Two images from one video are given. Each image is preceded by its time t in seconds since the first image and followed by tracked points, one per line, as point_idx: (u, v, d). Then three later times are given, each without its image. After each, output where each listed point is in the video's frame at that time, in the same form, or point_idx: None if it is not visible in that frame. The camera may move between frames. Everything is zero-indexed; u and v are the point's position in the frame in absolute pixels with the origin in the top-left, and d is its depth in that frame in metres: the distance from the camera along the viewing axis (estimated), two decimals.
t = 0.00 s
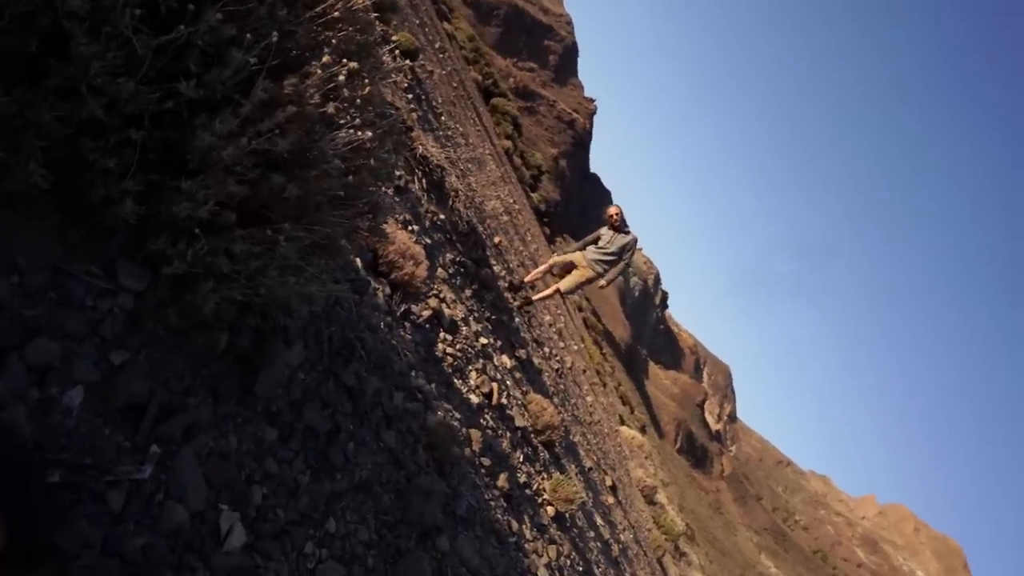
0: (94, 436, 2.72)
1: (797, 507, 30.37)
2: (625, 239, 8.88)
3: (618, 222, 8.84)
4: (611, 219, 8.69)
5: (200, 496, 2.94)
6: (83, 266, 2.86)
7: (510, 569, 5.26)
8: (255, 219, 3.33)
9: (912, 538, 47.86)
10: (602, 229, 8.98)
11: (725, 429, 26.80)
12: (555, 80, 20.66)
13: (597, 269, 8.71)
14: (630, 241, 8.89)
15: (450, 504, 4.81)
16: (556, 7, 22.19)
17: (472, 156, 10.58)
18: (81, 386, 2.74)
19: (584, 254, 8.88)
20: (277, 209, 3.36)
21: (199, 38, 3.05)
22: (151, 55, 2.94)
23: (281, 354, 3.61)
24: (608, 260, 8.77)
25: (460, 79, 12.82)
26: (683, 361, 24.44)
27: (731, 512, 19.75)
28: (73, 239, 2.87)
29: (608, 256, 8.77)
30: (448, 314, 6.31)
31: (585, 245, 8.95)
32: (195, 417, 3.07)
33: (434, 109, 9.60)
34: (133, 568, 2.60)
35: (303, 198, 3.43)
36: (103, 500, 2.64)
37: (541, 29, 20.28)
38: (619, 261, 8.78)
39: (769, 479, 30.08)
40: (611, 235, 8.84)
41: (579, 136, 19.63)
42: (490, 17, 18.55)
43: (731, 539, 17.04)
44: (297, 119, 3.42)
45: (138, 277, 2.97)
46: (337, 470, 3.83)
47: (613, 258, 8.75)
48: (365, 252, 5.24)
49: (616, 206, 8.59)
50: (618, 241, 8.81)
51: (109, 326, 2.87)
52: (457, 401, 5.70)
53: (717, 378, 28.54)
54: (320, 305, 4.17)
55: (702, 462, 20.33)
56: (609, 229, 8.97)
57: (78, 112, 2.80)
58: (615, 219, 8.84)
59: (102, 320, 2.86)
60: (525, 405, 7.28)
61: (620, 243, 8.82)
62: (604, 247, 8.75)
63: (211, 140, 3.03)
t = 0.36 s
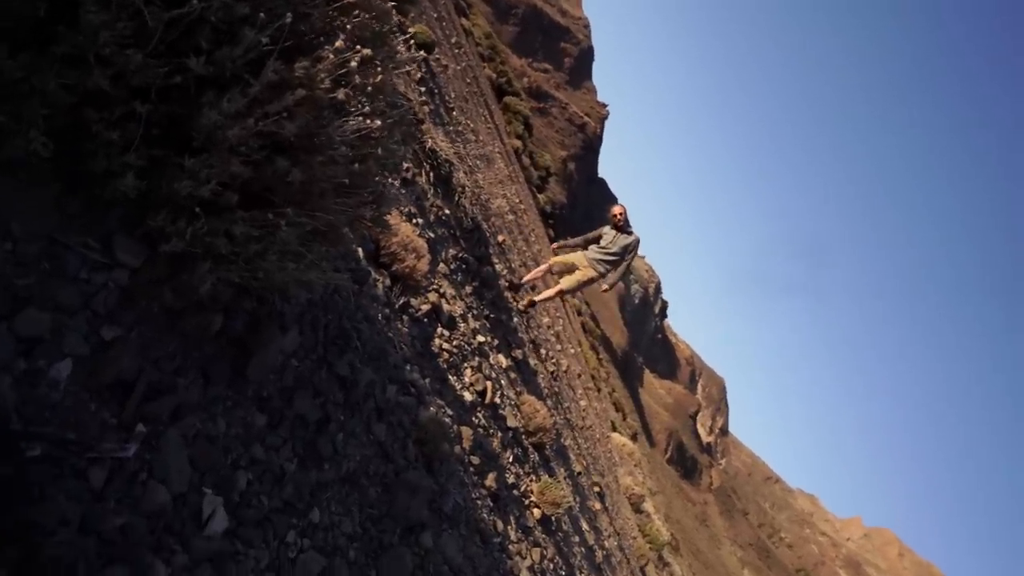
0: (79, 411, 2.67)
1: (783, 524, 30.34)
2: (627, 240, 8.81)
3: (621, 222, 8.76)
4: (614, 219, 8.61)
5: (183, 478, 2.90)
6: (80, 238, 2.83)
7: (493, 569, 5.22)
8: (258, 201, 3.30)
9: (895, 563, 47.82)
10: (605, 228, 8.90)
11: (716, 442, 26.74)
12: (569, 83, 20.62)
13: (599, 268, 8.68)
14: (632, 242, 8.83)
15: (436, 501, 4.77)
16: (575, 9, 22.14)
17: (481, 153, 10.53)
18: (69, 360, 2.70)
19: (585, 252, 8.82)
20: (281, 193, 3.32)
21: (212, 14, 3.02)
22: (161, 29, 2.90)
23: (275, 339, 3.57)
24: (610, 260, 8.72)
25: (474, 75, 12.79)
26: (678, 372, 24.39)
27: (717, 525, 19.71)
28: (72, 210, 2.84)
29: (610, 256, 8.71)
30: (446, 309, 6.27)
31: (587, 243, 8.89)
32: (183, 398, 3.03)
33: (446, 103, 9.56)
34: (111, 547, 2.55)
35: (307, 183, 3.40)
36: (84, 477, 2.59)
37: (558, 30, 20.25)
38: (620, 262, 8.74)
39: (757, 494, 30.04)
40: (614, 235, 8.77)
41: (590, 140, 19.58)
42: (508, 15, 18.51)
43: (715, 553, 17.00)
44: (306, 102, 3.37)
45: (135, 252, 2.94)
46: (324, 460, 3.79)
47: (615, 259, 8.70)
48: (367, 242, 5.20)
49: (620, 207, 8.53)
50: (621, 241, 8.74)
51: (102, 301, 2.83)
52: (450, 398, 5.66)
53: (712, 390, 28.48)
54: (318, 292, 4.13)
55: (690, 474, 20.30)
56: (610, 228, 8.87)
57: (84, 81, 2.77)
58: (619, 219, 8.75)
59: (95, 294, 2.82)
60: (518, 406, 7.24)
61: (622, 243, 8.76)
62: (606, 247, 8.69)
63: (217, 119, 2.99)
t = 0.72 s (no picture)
0: (67, 385, 2.63)
1: (768, 540, 30.27)
2: (632, 247, 8.77)
3: (627, 230, 8.70)
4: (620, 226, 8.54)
5: (167, 460, 2.86)
6: (79, 211, 2.79)
7: (475, 568, 5.18)
8: (262, 184, 3.26)
9: None
10: (610, 234, 8.85)
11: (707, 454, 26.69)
12: (582, 87, 20.58)
13: (603, 274, 8.64)
14: (637, 249, 8.78)
15: (423, 497, 4.73)
16: (593, 13, 22.08)
17: (490, 151, 10.49)
18: (59, 333, 2.66)
19: (589, 257, 8.77)
20: (285, 177, 3.29)
21: None
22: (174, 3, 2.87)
23: (271, 325, 3.54)
24: (614, 266, 8.68)
25: (488, 73, 12.75)
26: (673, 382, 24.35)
27: (702, 537, 19.67)
28: (72, 182, 2.80)
29: (614, 262, 8.66)
30: (446, 304, 6.24)
31: (591, 248, 8.85)
32: (173, 378, 3.00)
33: (458, 99, 9.52)
34: (90, 526, 2.52)
35: (313, 168, 3.36)
36: (66, 453, 2.55)
37: (574, 34, 20.21)
38: (624, 269, 8.69)
39: (744, 509, 29.98)
40: (618, 242, 8.70)
41: (600, 144, 19.53)
42: (526, 15, 18.44)
43: (699, 565, 16.96)
44: (316, 87, 3.35)
45: (134, 229, 2.89)
46: (313, 449, 3.76)
47: (618, 266, 8.65)
48: (371, 233, 5.16)
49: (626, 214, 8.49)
50: (625, 248, 8.68)
51: (97, 276, 2.79)
52: (444, 394, 5.62)
53: (706, 402, 28.42)
54: (317, 280, 4.10)
55: (678, 484, 20.25)
56: (616, 235, 8.83)
57: (93, 52, 2.72)
58: (625, 225, 8.69)
59: (91, 268, 2.78)
60: (511, 406, 7.19)
61: (626, 251, 8.70)
62: (611, 254, 8.63)
63: (225, 98, 2.96)
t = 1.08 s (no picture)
0: (54, 355, 2.60)
1: (750, 558, 30.21)
2: (637, 261, 8.74)
3: (635, 244, 8.66)
4: (628, 239, 8.51)
5: (152, 439, 2.82)
6: (79, 180, 2.76)
7: (455, 567, 5.14)
8: (267, 165, 3.22)
9: None
10: (616, 246, 8.80)
11: (695, 467, 26.63)
12: (597, 92, 20.54)
13: (604, 285, 8.62)
14: (642, 264, 8.75)
15: (408, 492, 4.69)
16: (614, 19, 22.01)
17: (501, 150, 10.44)
18: (51, 302, 2.61)
19: (593, 267, 8.73)
20: (291, 160, 3.25)
21: None
22: None
23: (267, 309, 3.50)
24: (617, 279, 8.65)
25: (504, 71, 12.71)
26: (667, 392, 24.29)
27: (686, 550, 19.60)
28: (74, 150, 2.77)
29: (617, 275, 8.64)
30: (445, 300, 6.20)
31: (596, 258, 8.81)
32: (164, 356, 2.96)
33: (472, 95, 9.47)
34: (67, 499, 2.49)
35: (319, 153, 3.32)
36: (48, 424, 2.52)
37: (593, 39, 20.18)
38: (627, 283, 8.67)
39: (729, 524, 29.91)
40: (625, 255, 8.67)
41: (611, 151, 19.48)
42: (546, 17, 18.34)
43: None
44: (329, 71, 3.34)
45: (135, 202, 2.86)
46: (300, 437, 3.72)
47: (622, 279, 8.63)
48: (374, 222, 5.12)
49: (636, 228, 8.45)
50: (631, 262, 8.66)
51: (93, 246, 2.76)
52: (437, 389, 5.58)
53: (698, 415, 28.35)
54: (317, 265, 4.06)
55: (665, 495, 20.21)
56: (623, 247, 8.79)
57: (104, 19, 2.68)
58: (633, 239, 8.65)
59: (87, 239, 2.75)
60: (503, 406, 7.16)
61: (632, 265, 8.67)
62: (616, 267, 8.60)
63: (235, 76, 2.93)
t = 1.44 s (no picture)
0: (44, 325, 2.56)
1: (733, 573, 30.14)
2: (641, 274, 8.71)
3: (640, 257, 8.69)
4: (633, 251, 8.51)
5: (139, 416, 2.78)
6: (81, 150, 2.72)
7: (437, 564, 5.10)
8: (274, 148, 3.20)
9: None
10: (620, 258, 8.80)
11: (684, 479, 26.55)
12: (610, 98, 20.49)
13: (606, 295, 8.51)
14: (645, 277, 8.72)
15: (395, 486, 4.64)
16: (632, 26, 21.95)
17: (510, 149, 10.40)
18: (44, 271, 2.57)
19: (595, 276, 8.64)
20: (298, 144, 3.22)
21: None
22: None
23: (263, 293, 3.47)
24: (620, 291, 8.57)
25: (519, 70, 12.67)
26: (661, 402, 24.22)
27: (670, 561, 19.52)
28: (77, 118, 2.73)
29: (620, 287, 8.58)
30: (445, 296, 6.15)
31: (598, 269, 8.73)
32: (156, 333, 2.92)
33: (485, 92, 9.43)
34: (47, 472, 2.45)
35: (327, 139, 3.30)
36: (34, 395, 2.48)
37: (609, 44, 20.14)
38: (630, 294, 8.60)
39: (713, 538, 29.84)
40: (628, 268, 8.66)
41: (620, 157, 19.43)
42: (564, 20, 18.13)
43: None
44: (341, 56, 3.32)
45: (136, 175, 2.83)
46: (289, 424, 3.68)
47: (625, 290, 8.55)
48: (378, 213, 5.08)
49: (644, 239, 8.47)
50: (635, 274, 8.64)
51: (91, 217, 2.72)
52: (430, 384, 5.53)
53: (690, 427, 28.28)
54: (317, 252, 4.03)
55: (651, 505, 20.14)
56: (627, 260, 8.79)
57: None
58: (637, 251, 8.64)
59: (86, 209, 2.71)
60: (496, 405, 7.12)
61: (635, 277, 8.65)
62: (619, 278, 8.56)
63: (246, 54, 2.90)
